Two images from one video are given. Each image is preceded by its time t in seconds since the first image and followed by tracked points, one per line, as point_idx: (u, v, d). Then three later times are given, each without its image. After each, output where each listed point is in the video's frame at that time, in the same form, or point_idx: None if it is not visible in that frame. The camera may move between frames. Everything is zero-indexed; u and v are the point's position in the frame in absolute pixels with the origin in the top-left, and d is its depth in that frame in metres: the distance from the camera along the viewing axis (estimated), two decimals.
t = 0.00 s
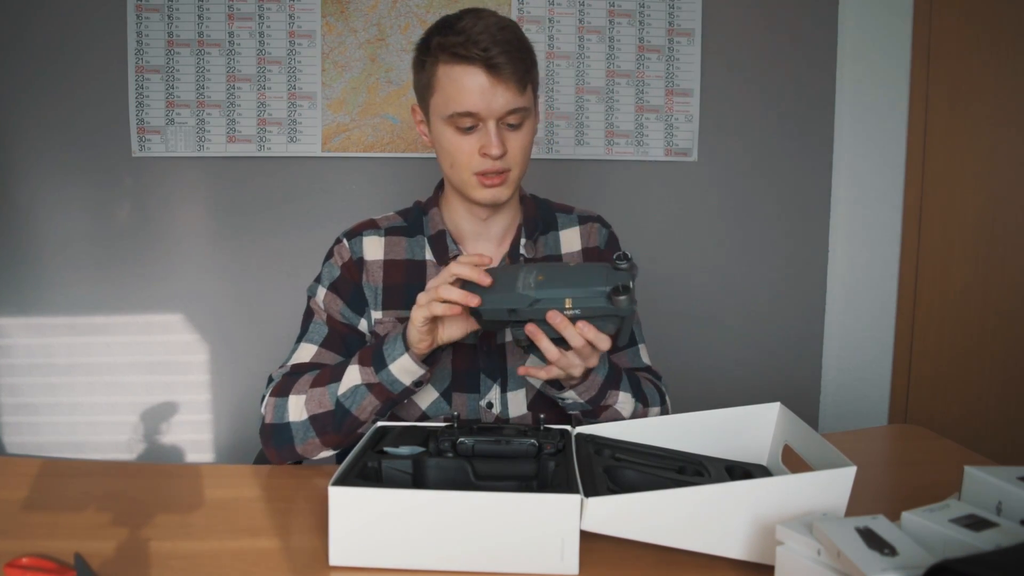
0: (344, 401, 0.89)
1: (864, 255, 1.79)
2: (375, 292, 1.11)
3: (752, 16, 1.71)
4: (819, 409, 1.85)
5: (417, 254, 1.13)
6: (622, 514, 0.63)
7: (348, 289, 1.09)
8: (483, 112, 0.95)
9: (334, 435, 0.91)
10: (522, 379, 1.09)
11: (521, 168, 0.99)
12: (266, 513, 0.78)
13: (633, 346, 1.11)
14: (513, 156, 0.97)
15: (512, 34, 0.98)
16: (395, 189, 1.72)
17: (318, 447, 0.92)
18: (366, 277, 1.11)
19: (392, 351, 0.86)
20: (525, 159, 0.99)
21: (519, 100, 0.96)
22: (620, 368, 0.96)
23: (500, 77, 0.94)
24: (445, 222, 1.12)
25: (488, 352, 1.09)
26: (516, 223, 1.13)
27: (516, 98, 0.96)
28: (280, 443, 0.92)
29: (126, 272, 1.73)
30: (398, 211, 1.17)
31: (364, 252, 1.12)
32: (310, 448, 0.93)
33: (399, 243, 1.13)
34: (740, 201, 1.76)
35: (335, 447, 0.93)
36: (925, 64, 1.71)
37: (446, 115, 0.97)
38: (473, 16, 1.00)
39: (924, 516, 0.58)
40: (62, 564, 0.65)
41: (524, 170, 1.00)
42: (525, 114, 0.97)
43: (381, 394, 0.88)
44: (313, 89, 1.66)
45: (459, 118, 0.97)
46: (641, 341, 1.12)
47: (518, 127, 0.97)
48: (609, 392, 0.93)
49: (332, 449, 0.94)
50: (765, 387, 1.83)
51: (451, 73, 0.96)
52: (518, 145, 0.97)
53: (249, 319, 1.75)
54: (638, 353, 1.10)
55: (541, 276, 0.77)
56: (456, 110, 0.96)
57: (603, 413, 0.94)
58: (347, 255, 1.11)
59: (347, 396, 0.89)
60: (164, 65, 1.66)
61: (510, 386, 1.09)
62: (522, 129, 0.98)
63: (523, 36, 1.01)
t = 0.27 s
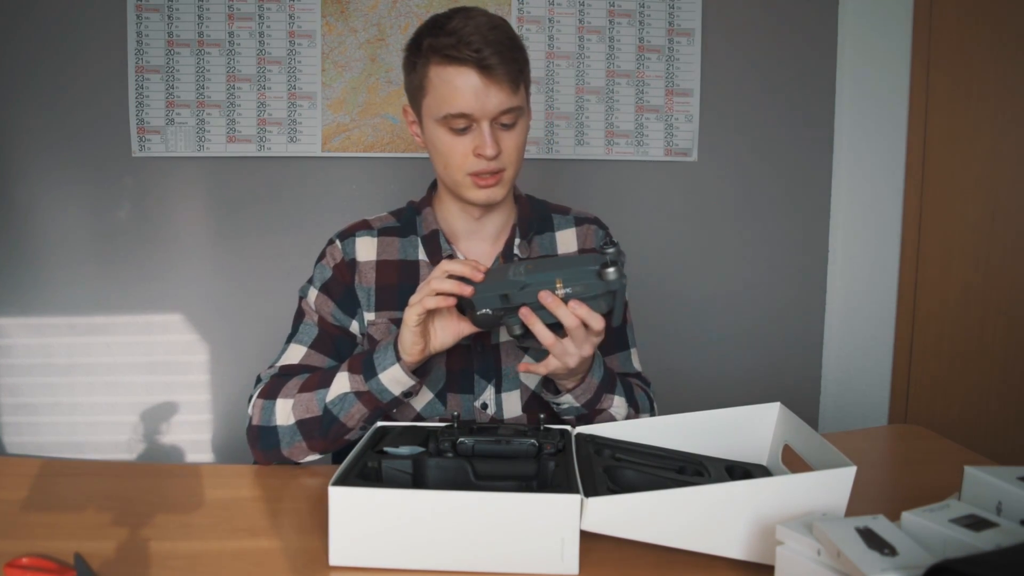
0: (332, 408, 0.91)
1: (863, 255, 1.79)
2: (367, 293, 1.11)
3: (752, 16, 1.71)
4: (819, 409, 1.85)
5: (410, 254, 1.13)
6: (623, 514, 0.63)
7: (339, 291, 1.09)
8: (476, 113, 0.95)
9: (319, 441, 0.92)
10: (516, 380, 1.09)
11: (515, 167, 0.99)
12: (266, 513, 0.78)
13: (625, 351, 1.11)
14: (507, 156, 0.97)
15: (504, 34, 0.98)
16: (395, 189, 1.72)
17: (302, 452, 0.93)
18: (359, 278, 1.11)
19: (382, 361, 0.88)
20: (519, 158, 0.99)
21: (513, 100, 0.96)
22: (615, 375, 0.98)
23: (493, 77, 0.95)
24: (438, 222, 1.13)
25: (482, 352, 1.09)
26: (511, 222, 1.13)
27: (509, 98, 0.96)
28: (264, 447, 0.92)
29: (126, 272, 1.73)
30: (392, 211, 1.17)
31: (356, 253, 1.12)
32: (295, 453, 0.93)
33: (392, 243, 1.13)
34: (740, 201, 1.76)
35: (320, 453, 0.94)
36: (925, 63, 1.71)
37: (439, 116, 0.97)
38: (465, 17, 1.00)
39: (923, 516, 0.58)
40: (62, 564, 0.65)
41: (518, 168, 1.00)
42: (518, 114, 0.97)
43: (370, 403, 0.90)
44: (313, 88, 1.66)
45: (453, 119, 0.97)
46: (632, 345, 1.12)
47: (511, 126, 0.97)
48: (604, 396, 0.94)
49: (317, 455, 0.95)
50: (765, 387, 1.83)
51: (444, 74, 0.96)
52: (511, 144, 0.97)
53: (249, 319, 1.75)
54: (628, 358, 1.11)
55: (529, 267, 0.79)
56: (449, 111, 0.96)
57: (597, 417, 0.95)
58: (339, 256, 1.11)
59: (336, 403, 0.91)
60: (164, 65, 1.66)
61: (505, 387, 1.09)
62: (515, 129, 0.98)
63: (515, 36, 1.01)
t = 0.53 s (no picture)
0: (309, 413, 0.89)
1: (863, 255, 1.79)
2: (361, 297, 1.11)
3: (752, 16, 1.71)
4: (819, 409, 1.85)
5: (404, 256, 1.12)
6: (623, 514, 0.63)
7: (332, 295, 1.09)
8: (470, 106, 0.95)
9: (297, 447, 0.90)
10: (515, 380, 1.09)
11: (509, 162, 0.99)
12: (265, 513, 0.78)
13: (625, 344, 1.11)
14: (501, 150, 0.97)
15: (497, 29, 0.99)
16: (395, 189, 1.72)
17: (280, 459, 0.90)
18: (352, 282, 1.11)
19: (357, 365, 0.85)
20: (513, 153, 0.99)
21: (506, 93, 0.96)
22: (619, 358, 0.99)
23: (486, 70, 0.95)
24: (432, 224, 1.12)
25: (480, 354, 1.09)
26: (504, 221, 1.13)
27: (503, 91, 0.96)
28: (242, 452, 0.90)
29: (126, 272, 1.73)
30: (385, 214, 1.17)
31: (350, 257, 1.12)
32: (274, 460, 0.89)
33: (386, 246, 1.13)
34: (741, 201, 1.76)
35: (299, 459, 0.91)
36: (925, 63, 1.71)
37: (433, 109, 0.97)
38: (457, 12, 1.01)
39: (924, 516, 0.58)
40: (62, 564, 0.66)
41: (512, 164, 1.00)
42: (511, 108, 0.97)
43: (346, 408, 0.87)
44: (313, 89, 1.66)
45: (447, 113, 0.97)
46: (631, 340, 1.12)
47: (505, 121, 0.97)
48: (614, 377, 0.95)
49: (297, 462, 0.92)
50: (765, 387, 1.83)
51: (438, 67, 0.96)
52: (506, 139, 0.97)
53: (249, 319, 1.75)
54: (629, 351, 1.10)
55: (534, 267, 0.78)
56: (442, 104, 0.96)
57: (612, 400, 0.95)
58: (332, 260, 1.11)
59: (312, 408, 0.89)
60: (164, 65, 1.66)
61: (503, 387, 1.09)
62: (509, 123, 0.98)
63: (507, 32, 1.02)
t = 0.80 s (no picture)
0: (318, 398, 0.85)
1: (863, 255, 1.79)
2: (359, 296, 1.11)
3: (752, 16, 1.71)
4: (819, 409, 1.85)
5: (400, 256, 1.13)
6: (623, 514, 0.63)
7: (332, 295, 1.08)
8: (461, 100, 0.96)
9: (317, 435, 0.87)
10: (510, 379, 1.10)
11: (500, 159, 0.98)
12: (265, 513, 0.78)
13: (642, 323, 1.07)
14: (491, 146, 0.97)
15: (490, 27, 1.00)
16: (395, 189, 1.72)
17: (302, 454, 0.86)
18: (349, 281, 1.11)
19: (354, 335, 0.82)
20: (503, 151, 0.99)
21: (497, 88, 0.97)
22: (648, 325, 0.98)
23: (477, 65, 0.96)
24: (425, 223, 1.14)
25: (476, 353, 1.08)
26: (497, 223, 1.14)
27: (494, 87, 0.96)
28: (264, 459, 0.85)
29: (126, 272, 1.73)
30: (376, 215, 1.18)
31: (345, 257, 1.12)
32: (297, 455, 0.86)
33: (381, 246, 1.13)
34: (740, 201, 1.76)
35: (321, 448, 0.88)
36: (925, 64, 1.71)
37: (423, 104, 0.97)
38: (449, 10, 1.02)
39: (924, 516, 0.58)
40: (62, 564, 0.66)
41: (503, 161, 0.99)
42: (502, 104, 0.97)
43: (354, 381, 0.85)
44: (313, 89, 1.66)
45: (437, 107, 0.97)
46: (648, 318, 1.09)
47: (496, 117, 0.97)
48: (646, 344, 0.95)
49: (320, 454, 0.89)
50: (765, 387, 1.83)
51: (429, 63, 0.97)
52: (496, 135, 0.97)
53: (249, 319, 1.75)
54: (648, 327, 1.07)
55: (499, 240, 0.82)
56: (433, 99, 0.97)
57: (645, 367, 0.95)
58: (328, 261, 1.11)
59: (320, 392, 0.85)
60: (164, 66, 1.66)
61: (500, 387, 1.09)
62: (499, 119, 0.98)
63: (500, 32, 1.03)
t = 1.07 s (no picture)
0: (310, 401, 0.86)
1: (863, 255, 1.79)
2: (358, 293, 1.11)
3: (752, 16, 1.70)
4: (819, 409, 1.85)
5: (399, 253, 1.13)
6: (624, 514, 0.63)
7: (330, 293, 1.08)
8: (458, 95, 0.96)
9: (311, 439, 0.87)
10: (505, 388, 1.10)
11: (498, 154, 0.98)
12: (265, 513, 0.78)
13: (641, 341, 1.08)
14: (489, 142, 0.96)
15: (488, 22, 1.00)
16: (395, 189, 1.72)
17: (297, 458, 0.86)
18: (348, 278, 1.11)
19: (344, 338, 0.83)
20: (503, 146, 0.98)
21: (494, 83, 0.97)
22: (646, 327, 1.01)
23: (473, 59, 0.96)
24: (427, 222, 1.13)
25: (472, 359, 1.08)
26: (500, 225, 1.13)
27: (491, 81, 0.97)
28: (260, 462, 0.86)
29: (126, 272, 1.73)
30: (379, 211, 1.18)
31: (345, 254, 1.12)
32: (292, 460, 0.86)
33: (382, 244, 1.13)
34: (740, 201, 1.76)
35: (317, 452, 0.88)
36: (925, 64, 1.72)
37: (421, 100, 0.98)
38: (447, 6, 1.03)
39: (924, 516, 0.58)
40: (61, 564, 0.66)
41: (502, 157, 0.99)
42: (500, 98, 0.97)
43: (347, 383, 0.85)
44: (313, 89, 1.66)
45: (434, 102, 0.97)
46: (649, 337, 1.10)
47: (494, 111, 0.97)
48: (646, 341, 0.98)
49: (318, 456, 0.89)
50: (765, 386, 1.83)
51: (426, 58, 0.98)
52: (495, 130, 0.96)
53: (249, 319, 1.75)
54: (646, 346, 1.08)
55: (524, 243, 0.78)
56: (429, 94, 0.97)
57: (644, 363, 0.96)
58: (327, 258, 1.11)
59: (312, 395, 0.86)
60: (164, 66, 1.66)
61: (495, 394, 1.09)
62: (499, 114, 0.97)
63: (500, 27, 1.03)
